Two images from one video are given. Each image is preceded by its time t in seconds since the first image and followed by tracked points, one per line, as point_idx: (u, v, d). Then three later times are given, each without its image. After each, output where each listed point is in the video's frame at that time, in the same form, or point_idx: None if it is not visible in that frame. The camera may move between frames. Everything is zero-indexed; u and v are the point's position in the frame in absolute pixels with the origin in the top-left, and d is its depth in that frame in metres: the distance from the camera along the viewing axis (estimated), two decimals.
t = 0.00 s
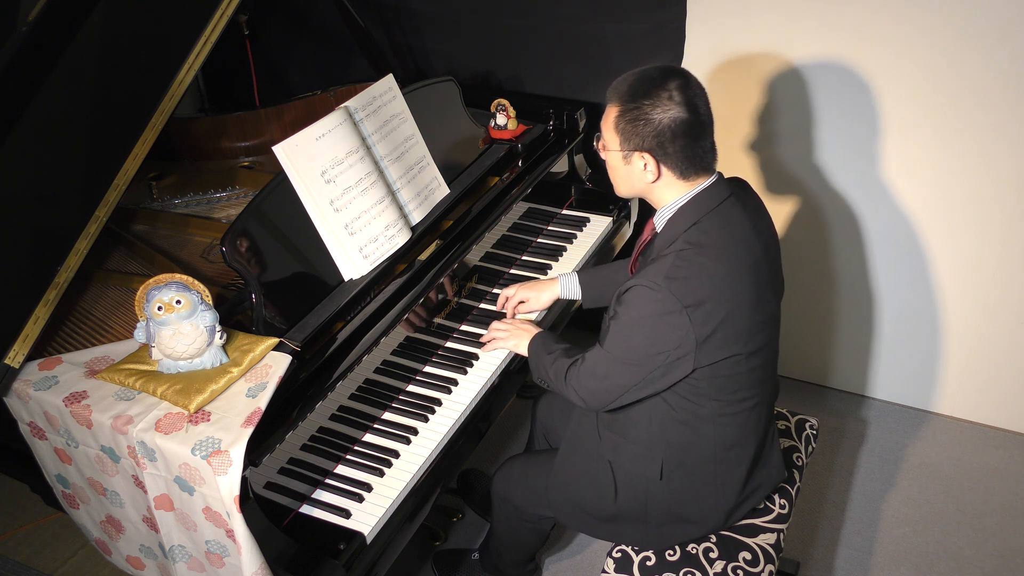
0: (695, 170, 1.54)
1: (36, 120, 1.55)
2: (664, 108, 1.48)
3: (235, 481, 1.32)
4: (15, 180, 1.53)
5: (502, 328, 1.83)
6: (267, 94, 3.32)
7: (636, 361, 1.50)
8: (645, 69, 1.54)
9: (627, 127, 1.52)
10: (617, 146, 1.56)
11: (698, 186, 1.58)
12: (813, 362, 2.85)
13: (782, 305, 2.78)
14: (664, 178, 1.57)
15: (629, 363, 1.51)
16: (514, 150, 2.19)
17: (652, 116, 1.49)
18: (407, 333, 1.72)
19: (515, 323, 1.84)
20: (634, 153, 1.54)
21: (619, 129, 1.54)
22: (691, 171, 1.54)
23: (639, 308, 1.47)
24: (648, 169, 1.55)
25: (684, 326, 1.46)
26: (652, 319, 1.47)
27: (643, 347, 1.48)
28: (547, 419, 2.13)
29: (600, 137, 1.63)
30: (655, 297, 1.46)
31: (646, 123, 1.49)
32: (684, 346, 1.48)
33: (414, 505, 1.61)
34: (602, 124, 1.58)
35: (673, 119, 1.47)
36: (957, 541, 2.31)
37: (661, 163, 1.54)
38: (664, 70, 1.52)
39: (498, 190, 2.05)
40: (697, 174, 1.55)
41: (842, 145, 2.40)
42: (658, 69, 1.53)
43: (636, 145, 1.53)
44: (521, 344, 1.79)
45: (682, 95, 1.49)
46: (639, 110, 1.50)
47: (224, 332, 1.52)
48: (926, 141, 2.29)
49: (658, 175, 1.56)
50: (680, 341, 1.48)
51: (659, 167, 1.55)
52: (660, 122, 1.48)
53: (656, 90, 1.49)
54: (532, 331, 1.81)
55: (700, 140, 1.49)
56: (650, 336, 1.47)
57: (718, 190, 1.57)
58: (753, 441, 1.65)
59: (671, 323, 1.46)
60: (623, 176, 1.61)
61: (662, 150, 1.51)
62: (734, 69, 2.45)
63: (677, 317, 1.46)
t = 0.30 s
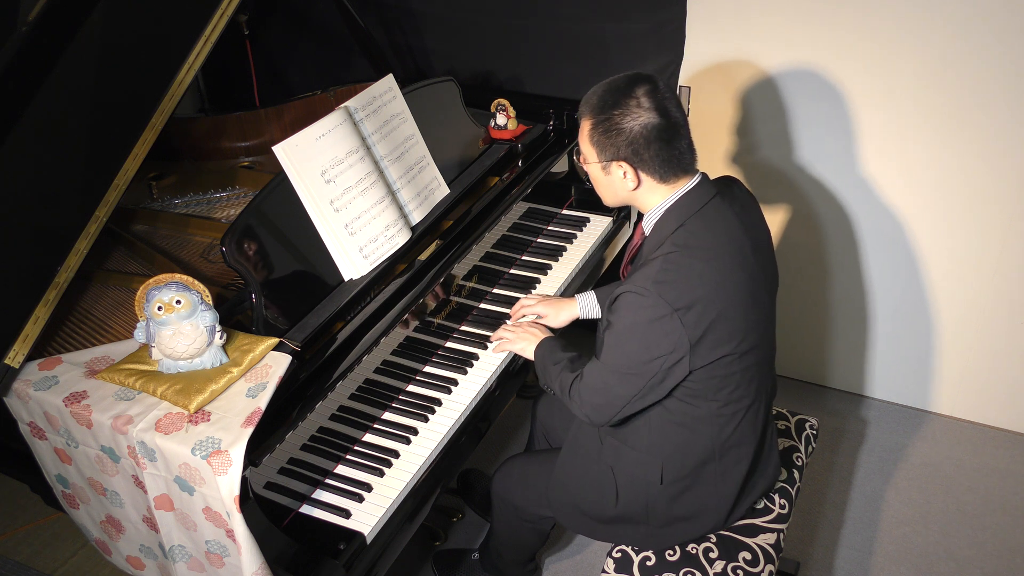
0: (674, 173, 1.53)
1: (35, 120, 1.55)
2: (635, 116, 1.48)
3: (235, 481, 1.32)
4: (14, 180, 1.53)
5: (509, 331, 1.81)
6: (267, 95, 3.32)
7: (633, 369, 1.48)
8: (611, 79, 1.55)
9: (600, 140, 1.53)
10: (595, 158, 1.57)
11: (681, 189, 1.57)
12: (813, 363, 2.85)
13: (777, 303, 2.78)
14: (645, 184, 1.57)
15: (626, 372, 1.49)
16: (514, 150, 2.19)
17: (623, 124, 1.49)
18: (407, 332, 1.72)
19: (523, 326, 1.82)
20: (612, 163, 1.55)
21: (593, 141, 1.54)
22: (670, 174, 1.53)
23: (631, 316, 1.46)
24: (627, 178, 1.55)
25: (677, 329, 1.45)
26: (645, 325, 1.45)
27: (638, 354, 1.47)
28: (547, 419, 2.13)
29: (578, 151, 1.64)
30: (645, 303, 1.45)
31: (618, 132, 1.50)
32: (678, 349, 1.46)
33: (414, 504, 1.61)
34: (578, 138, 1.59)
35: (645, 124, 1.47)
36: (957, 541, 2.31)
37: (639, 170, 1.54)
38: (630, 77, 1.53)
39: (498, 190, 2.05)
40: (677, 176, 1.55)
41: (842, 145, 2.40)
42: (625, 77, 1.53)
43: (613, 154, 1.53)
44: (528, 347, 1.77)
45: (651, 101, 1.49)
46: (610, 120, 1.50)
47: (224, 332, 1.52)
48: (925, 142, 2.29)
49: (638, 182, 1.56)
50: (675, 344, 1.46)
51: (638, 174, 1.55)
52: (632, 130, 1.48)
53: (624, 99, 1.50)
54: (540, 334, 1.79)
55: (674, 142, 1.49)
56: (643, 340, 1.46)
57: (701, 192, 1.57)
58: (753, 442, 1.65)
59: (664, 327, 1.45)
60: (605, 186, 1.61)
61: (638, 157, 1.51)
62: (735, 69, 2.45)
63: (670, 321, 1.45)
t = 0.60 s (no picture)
0: (655, 176, 1.53)
1: (35, 120, 1.55)
2: (610, 124, 1.50)
3: (235, 481, 1.32)
4: (14, 180, 1.53)
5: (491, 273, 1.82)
6: (267, 95, 3.33)
7: (620, 369, 1.48)
8: (588, 90, 1.57)
9: (579, 150, 1.54)
10: (577, 169, 1.59)
11: (664, 194, 1.58)
12: (813, 363, 2.84)
13: (774, 303, 2.78)
14: (628, 192, 1.58)
15: (612, 371, 1.49)
16: (514, 150, 2.19)
17: (600, 134, 1.51)
18: (407, 332, 1.73)
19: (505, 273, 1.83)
20: (593, 172, 1.56)
21: (574, 152, 1.56)
22: (651, 178, 1.53)
23: (622, 317, 1.46)
24: (609, 186, 1.57)
25: (666, 331, 1.45)
26: (634, 327, 1.45)
27: (626, 354, 1.46)
28: (547, 419, 2.12)
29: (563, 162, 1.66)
30: (637, 305, 1.45)
31: (596, 141, 1.51)
32: (667, 350, 1.47)
33: (414, 504, 1.62)
34: (560, 150, 1.61)
35: (621, 132, 1.48)
36: (957, 541, 2.31)
37: (620, 178, 1.55)
38: (604, 87, 1.55)
39: (499, 190, 2.05)
40: (659, 179, 1.55)
41: (841, 147, 2.40)
42: (600, 88, 1.55)
43: (593, 163, 1.54)
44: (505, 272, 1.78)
45: (626, 109, 1.51)
46: (587, 131, 1.52)
47: (224, 332, 1.52)
48: (924, 144, 2.29)
49: (621, 190, 1.57)
50: (662, 346, 1.46)
51: (619, 182, 1.56)
52: (608, 138, 1.50)
53: (600, 108, 1.52)
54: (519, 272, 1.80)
55: (652, 148, 1.49)
56: (633, 342, 1.46)
57: (687, 196, 1.57)
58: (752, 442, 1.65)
59: (654, 329, 1.45)
60: (590, 195, 1.63)
61: (617, 165, 1.52)
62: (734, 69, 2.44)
63: (660, 323, 1.45)
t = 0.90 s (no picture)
0: (654, 178, 1.53)
1: (35, 121, 1.55)
2: (610, 124, 1.50)
3: (235, 480, 1.32)
4: (14, 180, 1.53)
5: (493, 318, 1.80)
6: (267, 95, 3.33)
7: (626, 379, 1.47)
8: (587, 90, 1.57)
9: (578, 150, 1.54)
10: (576, 168, 1.59)
11: (662, 196, 1.58)
12: (813, 363, 2.84)
13: (774, 304, 2.78)
14: (626, 193, 1.57)
15: (619, 383, 1.48)
16: (514, 150, 2.20)
17: (599, 133, 1.50)
18: (407, 332, 1.73)
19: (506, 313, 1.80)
20: (591, 172, 1.56)
21: (572, 151, 1.56)
22: (649, 180, 1.53)
23: (622, 326, 1.46)
24: (607, 186, 1.56)
25: (668, 335, 1.45)
26: (635, 334, 1.45)
27: (630, 364, 1.46)
28: (546, 419, 2.12)
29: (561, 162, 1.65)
30: (636, 313, 1.45)
31: (595, 141, 1.51)
32: (671, 355, 1.46)
33: (415, 504, 1.62)
34: (558, 149, 1.61)
35: (620, 132, 1.48)
36: (957, 542, 2.31)
37: (618, 178, 1.54)
38: (604, 87, 1.55)
39: (499, 190, 2.05)
40: (657, 181, 1.55)
41: (840, 147, 2.40)
42: (599, 88, 1.55)
43: (592, 163, 1.54)
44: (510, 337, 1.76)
45: (626, 109, 1.51)
46: (586, 130, 1.52)
47: (224, 332, 1.52)
48: (923, 145, 2.29)
49: (619, 191, 1.57)
50: (667, 350, 1.46)
51: (618, 182, 1.55)
52: (608, 138, 1.50)
53: (600, 108, 1.51)
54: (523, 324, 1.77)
55: (651, 148, 1.49)
56: (635, 350, 1.45)
57: (685, 197, 1.57)
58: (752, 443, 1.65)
59: (656, 335, 1.45)
60: (588, 195, 1.62)
61: (615, 165, 1.52)
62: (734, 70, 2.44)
63: (661, 328, 1.45)
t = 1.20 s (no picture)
0: (658, 179, 1.53)
1: (35, 121, 1.55)
2: (613, 125, 1.50)
3: (235, 480, 1.32)
4: (14, 181, 1.53)
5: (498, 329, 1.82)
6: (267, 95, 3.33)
7: (626, 377, 1.48)
8: (591, 92, 1.57)
9: (582, 151, 1.54)
10: (579, 170, 1.58)
11: (666, 198, 1.58)
12: (813, 362, 2.85)
13: (774, 303, 2.78)
14: (630, 195, 1.57)
15: (619, 379, 1.49)
16: (514, 150, 2.20)
17: (603, 134, 1.51)
18: (407, 333, 1.73)
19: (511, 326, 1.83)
20: (595, 174, 1.55)
21: (576, 153, 1.56)
22: (654, 181, 1.53)
23: (625, 324, 1.46)
24: (612, 188, 1.56)
25: (670, 337, 1.45)
26: (637, 334, 1.45)
27: (631, 362, 1.47)
28: (546, 419, 2.12)
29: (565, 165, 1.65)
30: (640, 312, 1.45)
31: (598, 142, 1.51)
32: (672, 357, 1.47)
33: (415, 504, 1.61)
34: (562, 151, 1.60)
35: (624, 133, 1.49)
36: (957, 542, 2.31)
37: (623, 180, 1.54)
38: (607, 88, 1.55)
39: (499, 190, 2.05)
40: (661, 183, 1.54)
41: (840, 147, 2.40)
42: (602, 90, 1.55)
43: (596, 165, 1.54)
44: (515, 348, 1.78)
45: (629, 110, 1.51)
46: (589, 132, 1.52)
47: (224, 332, 1.52)
48: (923, 145, 2.29)
49: (623, 193, 1.57)
50: (669, 352, 1.46)
51: (621, 184, 1.55)
52: (611, 139, 1.50)
53: (603, 109, 1.52)
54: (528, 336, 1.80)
55: (655, 150, 1.49)
56: (636, 349, 1.46)
57: (689, 199, 1.57)
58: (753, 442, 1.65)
59: (657, 335, 1.45)
60: (591, 198, 1.62)
61: (619, 167, 1.51)
62: (734, 69, 2.44)
63: (663, 329, 1.45)
